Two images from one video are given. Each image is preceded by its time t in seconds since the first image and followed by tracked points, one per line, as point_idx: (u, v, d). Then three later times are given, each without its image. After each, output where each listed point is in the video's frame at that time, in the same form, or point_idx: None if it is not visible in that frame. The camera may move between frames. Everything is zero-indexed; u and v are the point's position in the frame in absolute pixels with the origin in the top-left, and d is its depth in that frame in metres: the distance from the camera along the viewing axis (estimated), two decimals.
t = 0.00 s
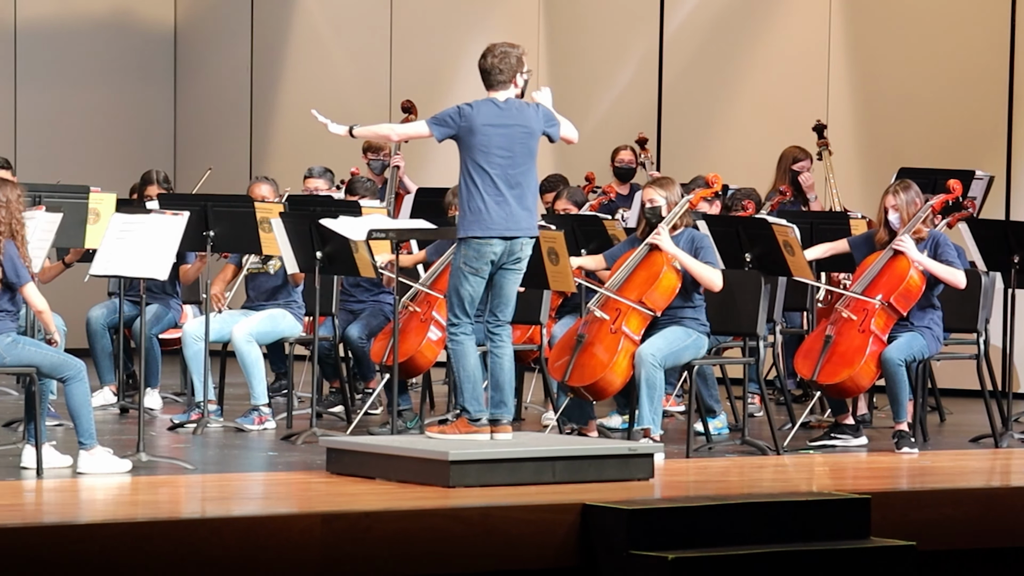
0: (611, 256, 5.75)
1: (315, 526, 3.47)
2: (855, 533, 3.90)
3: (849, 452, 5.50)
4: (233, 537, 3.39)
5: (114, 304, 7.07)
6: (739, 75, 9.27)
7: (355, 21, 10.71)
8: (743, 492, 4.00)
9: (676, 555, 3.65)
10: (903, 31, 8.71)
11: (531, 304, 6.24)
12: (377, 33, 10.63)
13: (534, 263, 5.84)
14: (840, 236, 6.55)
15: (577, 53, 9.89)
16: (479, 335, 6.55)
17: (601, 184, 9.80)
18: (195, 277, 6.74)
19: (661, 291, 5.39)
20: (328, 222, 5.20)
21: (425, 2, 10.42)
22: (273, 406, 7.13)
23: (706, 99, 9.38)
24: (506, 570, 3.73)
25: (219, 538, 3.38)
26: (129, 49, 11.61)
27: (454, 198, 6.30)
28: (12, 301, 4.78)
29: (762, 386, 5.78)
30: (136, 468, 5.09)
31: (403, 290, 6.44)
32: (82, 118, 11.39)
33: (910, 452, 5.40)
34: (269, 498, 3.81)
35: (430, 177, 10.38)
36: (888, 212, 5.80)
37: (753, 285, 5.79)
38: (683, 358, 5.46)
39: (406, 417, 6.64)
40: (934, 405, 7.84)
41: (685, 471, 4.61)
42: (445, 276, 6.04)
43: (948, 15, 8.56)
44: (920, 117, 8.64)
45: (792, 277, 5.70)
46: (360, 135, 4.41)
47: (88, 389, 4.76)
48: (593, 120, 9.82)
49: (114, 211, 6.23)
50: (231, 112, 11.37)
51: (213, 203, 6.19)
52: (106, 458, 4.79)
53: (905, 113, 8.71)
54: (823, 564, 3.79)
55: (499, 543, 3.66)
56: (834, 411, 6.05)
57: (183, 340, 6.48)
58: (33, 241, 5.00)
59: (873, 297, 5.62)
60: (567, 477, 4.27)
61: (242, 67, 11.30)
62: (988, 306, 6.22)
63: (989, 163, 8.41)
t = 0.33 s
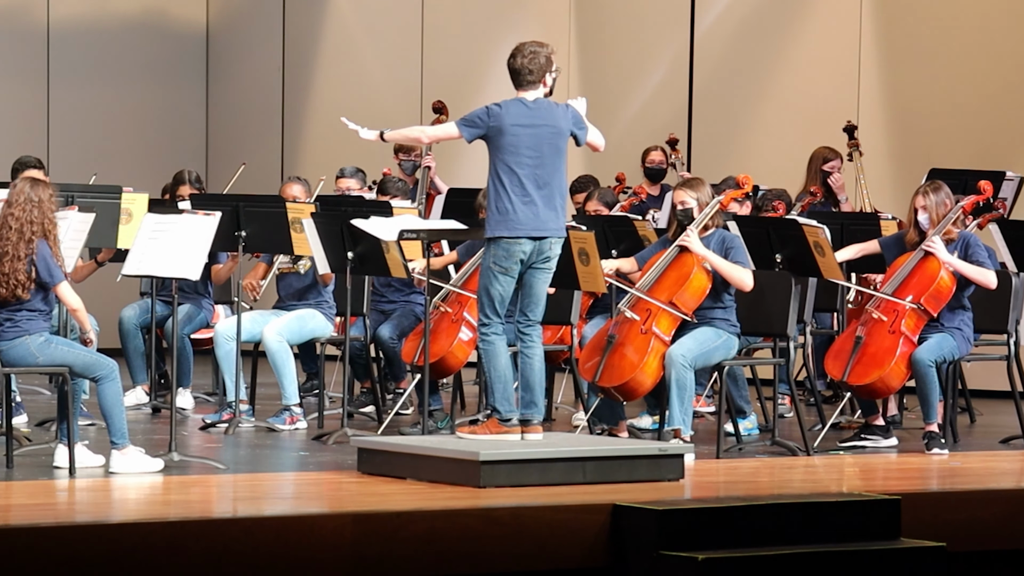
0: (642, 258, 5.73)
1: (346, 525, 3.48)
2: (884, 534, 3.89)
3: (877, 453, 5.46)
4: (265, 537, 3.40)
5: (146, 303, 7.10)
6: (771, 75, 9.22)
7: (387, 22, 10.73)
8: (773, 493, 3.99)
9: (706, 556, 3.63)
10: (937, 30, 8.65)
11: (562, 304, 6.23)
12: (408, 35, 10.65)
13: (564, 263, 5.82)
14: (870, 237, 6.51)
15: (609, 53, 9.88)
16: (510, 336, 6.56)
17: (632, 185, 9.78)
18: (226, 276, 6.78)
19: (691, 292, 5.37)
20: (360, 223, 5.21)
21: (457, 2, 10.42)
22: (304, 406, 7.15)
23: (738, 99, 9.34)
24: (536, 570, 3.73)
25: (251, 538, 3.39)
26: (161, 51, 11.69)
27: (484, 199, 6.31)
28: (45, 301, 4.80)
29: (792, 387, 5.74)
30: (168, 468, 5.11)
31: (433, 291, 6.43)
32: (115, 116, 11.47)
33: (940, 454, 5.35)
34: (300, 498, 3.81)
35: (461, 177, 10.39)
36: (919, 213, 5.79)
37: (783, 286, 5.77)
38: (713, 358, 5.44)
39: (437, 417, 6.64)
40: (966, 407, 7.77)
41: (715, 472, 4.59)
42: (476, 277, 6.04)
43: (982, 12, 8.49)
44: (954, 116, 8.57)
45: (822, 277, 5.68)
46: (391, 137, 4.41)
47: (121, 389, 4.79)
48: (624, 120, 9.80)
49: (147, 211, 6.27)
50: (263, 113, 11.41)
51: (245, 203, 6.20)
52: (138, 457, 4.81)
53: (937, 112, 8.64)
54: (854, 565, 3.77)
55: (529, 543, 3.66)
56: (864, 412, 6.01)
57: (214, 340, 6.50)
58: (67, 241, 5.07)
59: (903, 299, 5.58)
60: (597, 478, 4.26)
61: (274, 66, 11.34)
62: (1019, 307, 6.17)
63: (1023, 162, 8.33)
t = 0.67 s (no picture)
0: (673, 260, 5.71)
1: (378, 526, 3.48)
2: (915, 535, 3.87)
3: (909, 454, 5.43)
4: (296, 536, 3.41)
5: (178, 303, 7.14)
6: (803, 75, 9.16)
7: (418, 22, 10.75)
8: (804, 494, 3.96)
9: (737, 556, 3.62)
10: (970, 28, 8.57)
11: (592, 305, 6.22)
12: (439, 36, 10.66)
13: (595, 264, 5.80)
14: (900, 239, 6.46)
15: (640, 54, 9.87)
16: (542, 337, 6.58)
17: (664, 185, 9.76)
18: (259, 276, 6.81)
19: (722, 293, 5.36)
20: (392, 223, 5.23)
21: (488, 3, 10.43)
22: (336, 407, 7.18)
23: (769, 100, 9.29)
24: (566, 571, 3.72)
25: (283, 538, 3.40)
26: (195, 52, 11.77)
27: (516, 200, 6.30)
28: (78, 301, 4.83)
29: (823, 388, 5.71)
30: (200, 468, 5.14)
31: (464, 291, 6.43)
32: (148, 117, 11.56)
33: (972, 455, 5.31)
34: (332, 498, 3.83)
35: (493, 177, 10.39)
36: (948, 214, 5.74)
37: (814, 286, 5.73)
38: (745, 359, 5.41)
39: (468, 418, 6.65)
40: (1000, 408, 7.70)
41: (747, 473, 4.57)
42: (507, 278, 6.03)
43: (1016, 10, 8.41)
44: (987, 115, 8.49)
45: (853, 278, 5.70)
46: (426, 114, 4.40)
47: (153, 389, 4.82)
48: (656, 121, 9.79)
49: (180, 212, 6.31)
50: (296, 113, 11.45)
51: (277, 204, 6.23)
52: (170, 457, 4.85)
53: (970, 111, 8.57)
54: (886, 566, 3.75)
55: (560, 543, 3.66)
56: (895, 414, 5.97)
57: (246, 340, 6.52)
58: (99, 242, 5.08)
59: (934, 299, 5.55)
60: (628, 478, 4.25)
61: (306, 67, 11.39)
62: None
63: None
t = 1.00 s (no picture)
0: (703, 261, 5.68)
1: (410, 526, 3.48)
2: (948, 537, 3.83)
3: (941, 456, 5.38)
4: (328, 536, 3.41)
5: (210, 304, 7.17)
6: (836, 75, 9.10)
7: (450, 22, 10.76)
8: (836, 495, 3.93)
9: (769, 558, 3.60)
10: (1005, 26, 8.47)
11: (623, 305, 6.20)
12: (471, 35, 10.66)
13: (627, 264, 5.77)
14: (933, 239, 6.41)
15: (672, 54, 9.85)
16: (574, 337, 6.57)
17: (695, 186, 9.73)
18: (290, 277, 6.83)
19: (752, 293, 5.33)
20: (423, 223, 5.23)
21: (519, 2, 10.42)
22: (367, 407, 7.20)
23: (801, 99, 9.23)
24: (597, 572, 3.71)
25: (315, 538, 3.40)
26: (227, 52, 11.83)
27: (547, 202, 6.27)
28: (110, 301, 4.86)
29: (854, 389, 5.67)
30: (232, 468, 5.16)
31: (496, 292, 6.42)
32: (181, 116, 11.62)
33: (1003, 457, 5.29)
34: (363, 499, 3.83)
35: (524, 178, 10.39)
36: (977, 215, 5.72)
37: (846, 287, 5.68)
38: (776, 360, 5.38)
39: (499, 418, 6.65)
40: None
41: (778, 474, 4.54)
42: (539, 278, 6.01)
43: None
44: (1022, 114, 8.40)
45: (884, 280, 5.73)
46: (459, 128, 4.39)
47: (185, 389, 4.84)
48: (687, 121, 9.75)
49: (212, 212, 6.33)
50: (327, 112, 11.48)
51: (309, 205, 6.23)
52: (202, 458, 4.87)
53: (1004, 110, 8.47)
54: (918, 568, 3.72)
55: (591, 544, 3.64)
56: (927, 415, 5.92)
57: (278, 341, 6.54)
58: (131, 241, 5.11)
59: (965, 301, 5.49)
60: (660, 479, 4.23)
61: (339, 67, 11.41)
62: None
63: None
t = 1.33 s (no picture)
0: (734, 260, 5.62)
1: (441, 527, 3.47)
2: (980, 539, 3.79)
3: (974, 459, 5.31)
4: (358, 537, 3.40)
5: (241, 304, 7.19)
6: (867, 75, 9.02)
7: (481, 23, 10.74)
8: (867, 497, 3.89)
9: (800, 560, 3.57)
10: None
11: (654, 306, 6.16)
12: (501, 36, 10.64)
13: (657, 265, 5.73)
14: (966, 241, 6.35)
15: (703, 54, 9.80)
16: (606, 338, 6.53)
17: (726, 187, 9.68)
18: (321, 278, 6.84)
19: (783, 295, 5.27)
20: (454, 223, 5.21)
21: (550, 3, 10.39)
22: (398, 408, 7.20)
23: (832, 99, 9.14)
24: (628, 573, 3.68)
25: (345, 538, 3.39)
26: (260, 54, 11.86)
27: (579, 203, 6.24)
28: (141, 301, 4.86)
29: (886, 391, 5.60)
30: (263, 468, 5.16)
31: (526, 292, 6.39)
32: (212, 117, 11.67)
33: None
34: (393, 499, 3.82)
35: (555, 178, 10.36)
36: (1010, 215, 5.63)
37: (877, 288, 5.62)
38: (807, 361, 5.33)
39: (530, 419, 6.62)
40: None
41: (809, 475, 4.49)
42: (570, 279, 5.99)
43: None
44: None
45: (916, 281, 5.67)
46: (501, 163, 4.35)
47: (215, 389, 4.85)
48: (719, 121, 9.70)
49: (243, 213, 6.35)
50: (359, 114, 11.50)
51: (340, 206, 6.24)
52: (233, 458, 4.87)
53: None
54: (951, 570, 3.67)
55: (622, 546, 3.62)
56: (958, 416, 5.86)
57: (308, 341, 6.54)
58: (162, 242, 5.11)
59: (997, 303, 5.44)
60: (691, 481, 4.19)
61: (370, 69, 11.42)
62: None
63: None
